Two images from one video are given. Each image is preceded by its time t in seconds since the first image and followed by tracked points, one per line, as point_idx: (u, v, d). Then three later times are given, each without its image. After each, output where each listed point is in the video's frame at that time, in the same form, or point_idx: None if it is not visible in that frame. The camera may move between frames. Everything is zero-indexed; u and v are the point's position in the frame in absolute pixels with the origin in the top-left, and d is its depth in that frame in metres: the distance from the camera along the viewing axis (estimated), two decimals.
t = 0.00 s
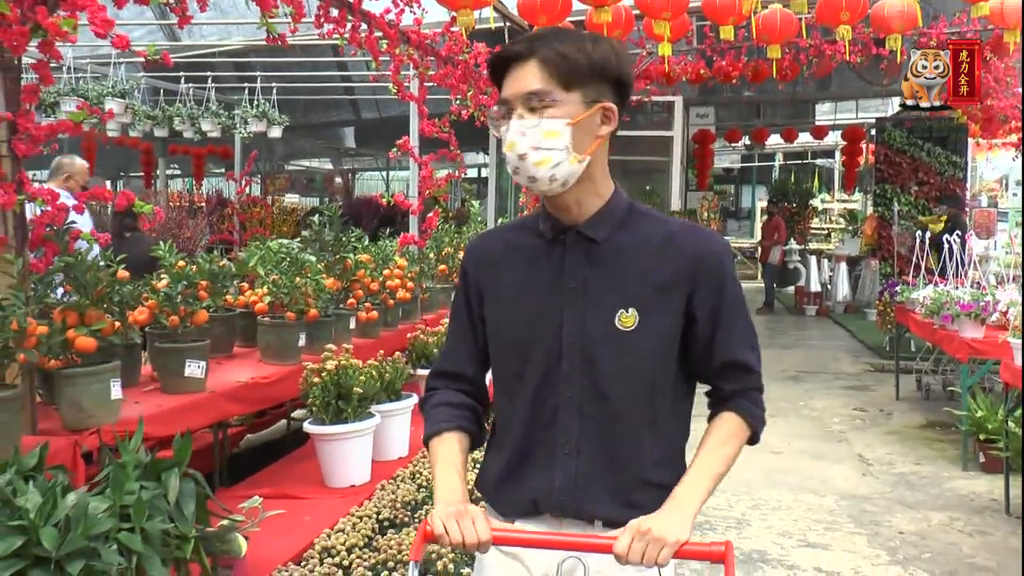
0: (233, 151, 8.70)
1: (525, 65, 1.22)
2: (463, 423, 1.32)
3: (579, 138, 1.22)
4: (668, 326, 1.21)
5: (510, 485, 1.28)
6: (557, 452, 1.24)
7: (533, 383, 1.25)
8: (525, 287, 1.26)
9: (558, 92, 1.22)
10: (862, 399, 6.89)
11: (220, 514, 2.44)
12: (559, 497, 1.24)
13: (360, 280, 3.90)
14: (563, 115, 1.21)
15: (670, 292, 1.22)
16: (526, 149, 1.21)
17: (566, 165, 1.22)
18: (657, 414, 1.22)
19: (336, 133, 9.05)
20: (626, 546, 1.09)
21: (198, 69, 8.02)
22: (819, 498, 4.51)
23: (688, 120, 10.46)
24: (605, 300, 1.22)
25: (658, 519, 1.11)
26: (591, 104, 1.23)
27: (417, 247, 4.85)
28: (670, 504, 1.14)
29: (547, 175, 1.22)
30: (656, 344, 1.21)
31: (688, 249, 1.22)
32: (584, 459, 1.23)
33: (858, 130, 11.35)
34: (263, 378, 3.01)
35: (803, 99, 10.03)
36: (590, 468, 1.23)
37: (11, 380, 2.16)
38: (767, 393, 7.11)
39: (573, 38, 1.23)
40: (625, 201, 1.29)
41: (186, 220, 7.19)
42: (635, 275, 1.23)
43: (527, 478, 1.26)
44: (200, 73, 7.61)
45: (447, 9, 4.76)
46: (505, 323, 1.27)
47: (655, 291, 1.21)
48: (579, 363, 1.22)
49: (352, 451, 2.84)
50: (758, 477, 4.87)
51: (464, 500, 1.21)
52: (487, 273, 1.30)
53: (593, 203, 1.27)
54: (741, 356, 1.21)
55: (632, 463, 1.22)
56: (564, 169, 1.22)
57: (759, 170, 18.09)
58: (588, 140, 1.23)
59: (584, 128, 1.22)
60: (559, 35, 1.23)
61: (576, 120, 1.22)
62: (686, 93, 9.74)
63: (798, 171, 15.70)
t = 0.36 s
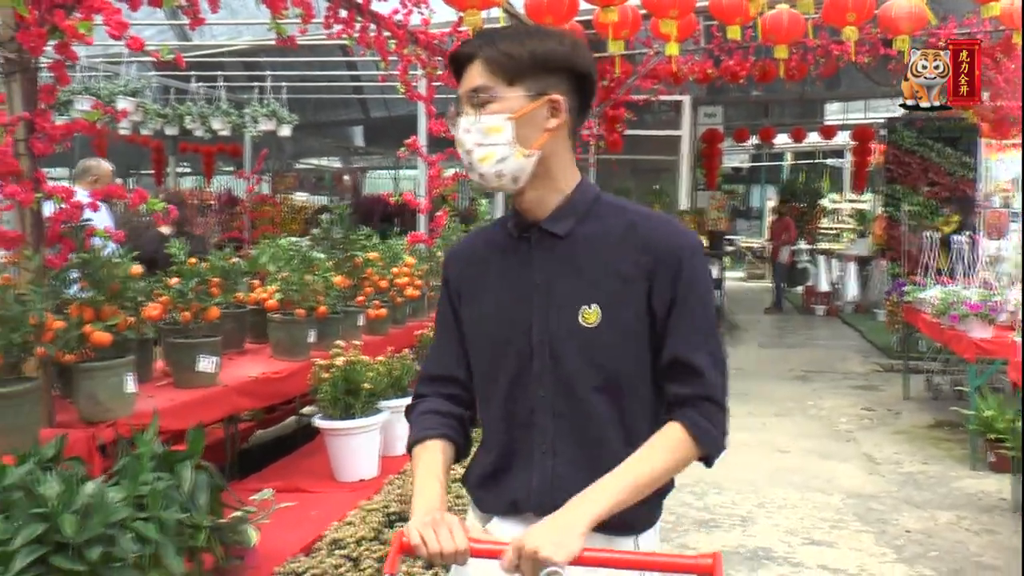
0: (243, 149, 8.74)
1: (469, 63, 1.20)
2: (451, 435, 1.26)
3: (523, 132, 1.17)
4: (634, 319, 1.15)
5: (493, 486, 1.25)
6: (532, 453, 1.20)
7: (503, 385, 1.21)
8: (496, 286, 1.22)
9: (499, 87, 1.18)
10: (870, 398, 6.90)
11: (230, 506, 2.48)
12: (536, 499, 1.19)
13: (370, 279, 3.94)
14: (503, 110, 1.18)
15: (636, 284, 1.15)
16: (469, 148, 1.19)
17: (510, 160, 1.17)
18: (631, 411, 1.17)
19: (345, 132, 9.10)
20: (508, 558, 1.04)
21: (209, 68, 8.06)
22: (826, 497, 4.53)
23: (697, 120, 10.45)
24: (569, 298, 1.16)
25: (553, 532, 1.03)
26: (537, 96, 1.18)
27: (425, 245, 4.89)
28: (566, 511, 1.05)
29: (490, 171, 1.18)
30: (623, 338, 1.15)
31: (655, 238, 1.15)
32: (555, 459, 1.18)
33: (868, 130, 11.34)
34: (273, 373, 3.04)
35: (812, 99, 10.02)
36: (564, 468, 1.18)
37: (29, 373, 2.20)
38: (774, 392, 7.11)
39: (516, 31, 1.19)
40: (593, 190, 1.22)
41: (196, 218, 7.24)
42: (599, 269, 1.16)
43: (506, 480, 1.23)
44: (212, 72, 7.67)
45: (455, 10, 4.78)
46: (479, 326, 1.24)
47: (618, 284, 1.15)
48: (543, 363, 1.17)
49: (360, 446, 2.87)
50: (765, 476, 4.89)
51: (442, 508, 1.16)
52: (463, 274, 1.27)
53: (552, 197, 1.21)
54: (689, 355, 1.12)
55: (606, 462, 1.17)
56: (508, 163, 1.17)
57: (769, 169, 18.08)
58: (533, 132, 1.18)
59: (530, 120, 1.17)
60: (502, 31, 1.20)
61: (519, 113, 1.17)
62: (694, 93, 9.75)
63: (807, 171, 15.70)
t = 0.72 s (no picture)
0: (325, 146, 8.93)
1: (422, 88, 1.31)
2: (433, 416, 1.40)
3: (459, 143, 1.26)
4: (584, 313, 1.20)
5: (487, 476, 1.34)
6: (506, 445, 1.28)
7: (484, 380, 1.30)
8: (474, 285, 1.30)
9: (439, 105, 1.28)
10: (953, 399, 6.74)
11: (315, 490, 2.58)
12: (522, 487, 1.27)
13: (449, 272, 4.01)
14: (440, 126, 1.27)
15: (586, 277, 1.19)
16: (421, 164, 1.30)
17: (448, 171, 1.25)
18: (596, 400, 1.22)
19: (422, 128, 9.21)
20: (560, 550, 1.02)
21: (291, 67, 8.24)
22: (906, 497, 4.46)
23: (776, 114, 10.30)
24: (524, 295, 1.23)
25: (597, 528, 1.01)
26: (468, 110, 1.26)
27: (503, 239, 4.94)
28: (616, 501, 1.04)
29: (438, 183, 1.27)
30: (574, 332, 1.20)
31: (602, 229, 1.19)
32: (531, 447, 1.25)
33: (954, 124, 11.02)
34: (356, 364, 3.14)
35: (896, 92, 9.78)
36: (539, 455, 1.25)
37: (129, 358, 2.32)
38: (853, 391, 7.00)
39: (453, 53, 1.28)
40: (552, 185, 1.27)
41: (278, 213, 7.42)
42: (552, 264, 1.21)
43: (492, 470, 1.32)
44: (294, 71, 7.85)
45: (533, 7, 4.81)
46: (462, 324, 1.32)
47: (567, 280, 1.20)
48: (507, 360, 1.25)
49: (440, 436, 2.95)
50: (843, 475, 4.83)
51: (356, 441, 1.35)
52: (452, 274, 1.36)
53: (505, 202, 1.28)
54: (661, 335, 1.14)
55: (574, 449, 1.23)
56: (446, 174, 1.26)
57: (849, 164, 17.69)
58: (466, 143, 1.25)
59: (464, 132, 1.25)
60: (449, 54, 1.29)
61: (453, 128, 1.26)
62: (774, 87, 9.60)
63: (888, 166, 15.34)
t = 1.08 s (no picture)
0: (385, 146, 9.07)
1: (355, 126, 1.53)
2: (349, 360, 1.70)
3: (373, 175, 1.47)
4: (488, 312, 1.33)
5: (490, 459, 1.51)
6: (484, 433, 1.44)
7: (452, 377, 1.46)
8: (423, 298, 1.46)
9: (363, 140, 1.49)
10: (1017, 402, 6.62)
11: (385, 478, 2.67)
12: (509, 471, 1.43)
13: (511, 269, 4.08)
14: (364, 158, 1.48)
15: (477, 280, 1.32)
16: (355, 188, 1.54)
17: (368, 197, 1.48)
18: (525, 386, 1.34)
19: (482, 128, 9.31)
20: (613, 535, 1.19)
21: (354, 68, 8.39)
22: (967, 499, 4.42)
23: (837, 113, 10.18)
24: (445, 308, 1.38)
25: (643, 513, 1.17)
26: (381, 144, 1.46)
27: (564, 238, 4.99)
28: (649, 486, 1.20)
29: (365, 205, 1.51)
30: (486, 332, 1.33)
31: (474, 232, 1.30)
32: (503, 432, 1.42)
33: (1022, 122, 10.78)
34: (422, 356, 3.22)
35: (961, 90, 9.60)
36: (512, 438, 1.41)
37: (207, 347, 2.42)
38: (914, 393, 6.92)
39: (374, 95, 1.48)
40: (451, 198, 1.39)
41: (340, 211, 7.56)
42: (454, 275, 1.35)
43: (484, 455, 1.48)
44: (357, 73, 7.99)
45: (595, 7, 4.85)
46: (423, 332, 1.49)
47: (466, 286, 1.33)
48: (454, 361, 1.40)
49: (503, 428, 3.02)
50: (902, 476, 4.80)
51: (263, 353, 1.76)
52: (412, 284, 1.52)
53: (416, 223, 1.46)
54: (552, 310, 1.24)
55: (528, 433, 1.37)
56: (368, 199, 1.49)
57: (911, 163, 17.38)
58: (377, 172, 1.47)
59: (376, 164, 1.46)
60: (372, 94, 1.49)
61: (371, 161, 1.47)
62: (835, 85, 9.50)
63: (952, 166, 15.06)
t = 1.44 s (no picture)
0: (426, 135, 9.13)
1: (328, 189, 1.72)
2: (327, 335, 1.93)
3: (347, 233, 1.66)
4: (461, 336, 1.50)
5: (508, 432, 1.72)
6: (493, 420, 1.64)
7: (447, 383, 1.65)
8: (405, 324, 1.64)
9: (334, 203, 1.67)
10: None
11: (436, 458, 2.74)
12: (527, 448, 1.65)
13: (555, 257, 4.12)
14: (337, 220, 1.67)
15: (443, 312, 1.49)
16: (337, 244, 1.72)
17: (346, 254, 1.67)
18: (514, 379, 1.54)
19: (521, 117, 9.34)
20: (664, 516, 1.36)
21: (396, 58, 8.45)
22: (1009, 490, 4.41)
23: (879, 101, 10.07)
24: (424, 338, 1.55)
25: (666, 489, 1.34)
26: (348, 207, 1.63)
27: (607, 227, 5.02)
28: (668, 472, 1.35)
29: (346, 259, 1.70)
30: (466, 353, 1.52)
31: (427, 273, 1.45)
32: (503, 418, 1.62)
33: None
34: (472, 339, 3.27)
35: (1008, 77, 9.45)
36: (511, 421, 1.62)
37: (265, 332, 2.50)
38: (955, 384, 6.88)
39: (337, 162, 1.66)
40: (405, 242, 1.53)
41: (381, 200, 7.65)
42: (425, 314, 1.52)
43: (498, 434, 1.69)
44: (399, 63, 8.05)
45: None
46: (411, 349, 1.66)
47: (437, 321, 1.50)
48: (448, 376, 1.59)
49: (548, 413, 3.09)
50: (943, 466, 4.80)
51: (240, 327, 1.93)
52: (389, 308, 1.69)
53: (390, 271, 1.64)
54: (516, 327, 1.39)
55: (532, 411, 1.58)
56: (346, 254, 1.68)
57: (954, 152, 17.13)
58: (350, 231, 1.65)
59: (348, 224, 1.64)
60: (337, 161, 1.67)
61: (343, 222, 1.66)
62: (878, 73, 9.41)
63: (997, 154, 14.82)
